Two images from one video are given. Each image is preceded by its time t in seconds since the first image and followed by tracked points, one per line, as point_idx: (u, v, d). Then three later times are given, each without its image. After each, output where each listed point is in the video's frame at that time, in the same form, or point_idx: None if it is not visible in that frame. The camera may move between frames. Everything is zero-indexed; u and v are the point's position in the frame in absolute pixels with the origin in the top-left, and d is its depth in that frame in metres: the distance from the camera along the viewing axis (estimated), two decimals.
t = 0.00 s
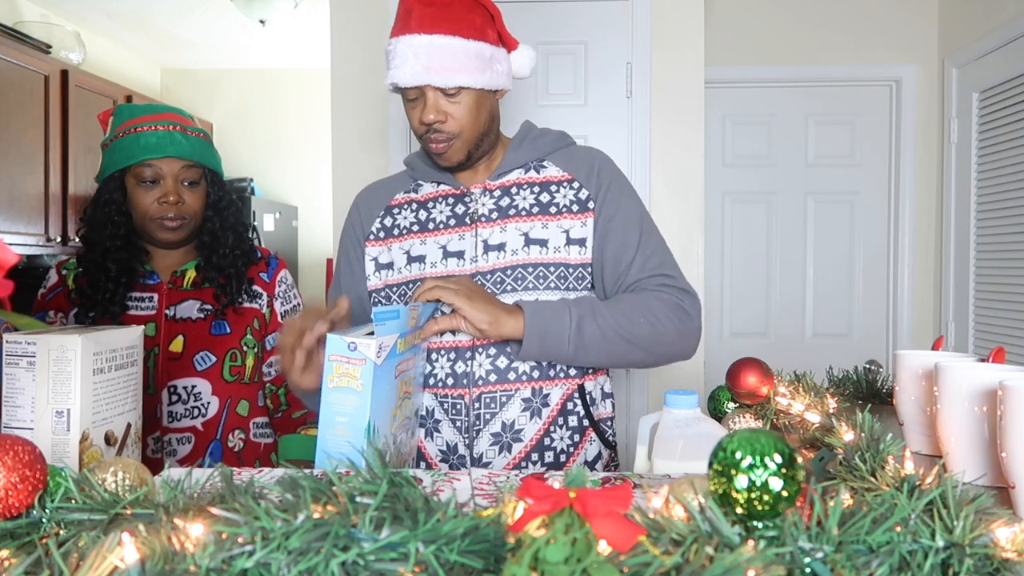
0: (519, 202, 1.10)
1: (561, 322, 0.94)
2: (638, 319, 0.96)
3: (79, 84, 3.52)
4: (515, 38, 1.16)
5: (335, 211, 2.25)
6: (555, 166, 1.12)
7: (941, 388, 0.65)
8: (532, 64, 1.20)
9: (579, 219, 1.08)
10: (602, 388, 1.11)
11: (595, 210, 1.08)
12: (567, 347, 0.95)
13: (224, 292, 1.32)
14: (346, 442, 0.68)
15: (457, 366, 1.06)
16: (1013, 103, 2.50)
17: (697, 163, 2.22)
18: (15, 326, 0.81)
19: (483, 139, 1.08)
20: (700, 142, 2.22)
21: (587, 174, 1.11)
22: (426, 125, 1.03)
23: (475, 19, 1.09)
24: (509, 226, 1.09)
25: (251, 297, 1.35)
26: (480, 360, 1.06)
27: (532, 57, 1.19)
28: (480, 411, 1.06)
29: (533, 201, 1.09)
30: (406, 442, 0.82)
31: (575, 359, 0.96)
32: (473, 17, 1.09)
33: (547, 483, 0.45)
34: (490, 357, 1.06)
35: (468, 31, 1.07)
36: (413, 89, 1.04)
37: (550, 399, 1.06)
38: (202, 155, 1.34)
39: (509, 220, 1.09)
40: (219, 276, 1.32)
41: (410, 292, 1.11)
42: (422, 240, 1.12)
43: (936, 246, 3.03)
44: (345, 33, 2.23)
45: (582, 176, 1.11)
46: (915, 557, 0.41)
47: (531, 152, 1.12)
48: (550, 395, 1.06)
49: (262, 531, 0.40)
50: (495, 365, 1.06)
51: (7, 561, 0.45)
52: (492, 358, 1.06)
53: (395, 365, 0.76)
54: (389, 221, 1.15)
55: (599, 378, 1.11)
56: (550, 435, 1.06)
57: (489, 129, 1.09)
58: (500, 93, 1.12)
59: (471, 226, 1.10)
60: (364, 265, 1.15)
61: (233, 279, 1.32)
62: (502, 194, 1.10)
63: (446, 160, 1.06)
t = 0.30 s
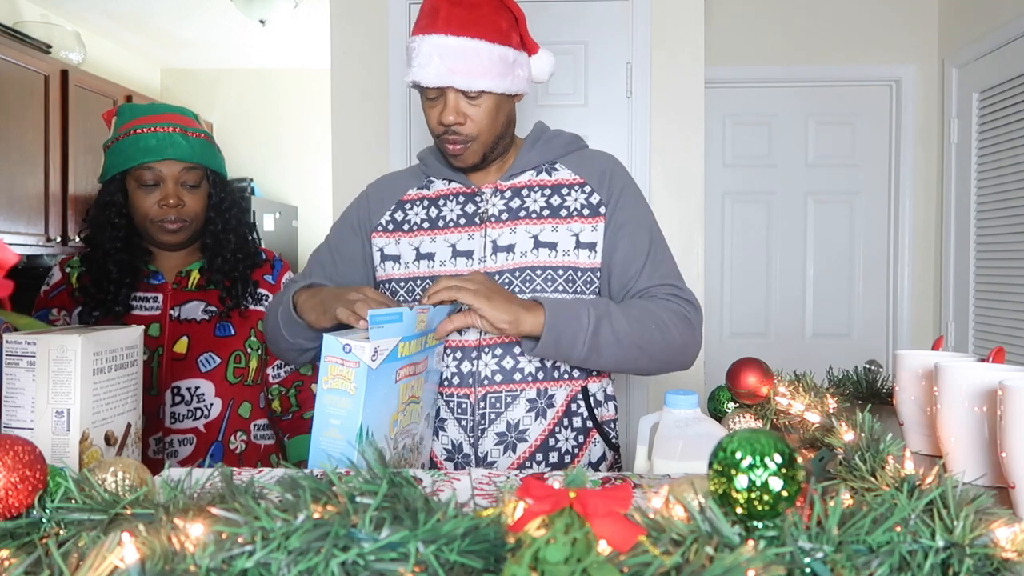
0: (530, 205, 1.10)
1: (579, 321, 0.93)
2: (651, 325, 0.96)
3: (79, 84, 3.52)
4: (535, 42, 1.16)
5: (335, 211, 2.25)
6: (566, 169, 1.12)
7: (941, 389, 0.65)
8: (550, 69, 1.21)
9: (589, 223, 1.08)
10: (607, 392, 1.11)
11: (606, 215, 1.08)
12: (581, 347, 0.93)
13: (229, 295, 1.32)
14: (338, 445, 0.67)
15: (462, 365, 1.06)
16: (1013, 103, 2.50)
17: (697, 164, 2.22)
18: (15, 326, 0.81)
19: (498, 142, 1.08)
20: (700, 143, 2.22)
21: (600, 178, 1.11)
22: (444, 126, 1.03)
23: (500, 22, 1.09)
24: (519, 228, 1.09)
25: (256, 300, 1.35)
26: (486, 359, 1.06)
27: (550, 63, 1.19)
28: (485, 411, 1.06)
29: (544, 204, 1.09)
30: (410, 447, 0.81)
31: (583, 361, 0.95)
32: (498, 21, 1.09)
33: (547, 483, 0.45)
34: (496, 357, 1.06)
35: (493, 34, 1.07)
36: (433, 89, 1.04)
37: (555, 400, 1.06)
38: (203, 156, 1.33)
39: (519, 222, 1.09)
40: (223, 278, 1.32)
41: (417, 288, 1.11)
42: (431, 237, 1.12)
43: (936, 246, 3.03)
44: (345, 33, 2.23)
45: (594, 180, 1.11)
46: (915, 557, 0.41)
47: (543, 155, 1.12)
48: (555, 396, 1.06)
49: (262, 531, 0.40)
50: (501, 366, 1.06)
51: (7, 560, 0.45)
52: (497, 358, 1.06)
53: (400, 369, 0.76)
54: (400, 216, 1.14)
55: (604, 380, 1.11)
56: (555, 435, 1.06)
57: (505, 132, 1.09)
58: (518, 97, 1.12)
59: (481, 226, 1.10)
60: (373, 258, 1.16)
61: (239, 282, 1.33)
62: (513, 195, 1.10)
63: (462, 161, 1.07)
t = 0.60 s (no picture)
0: (536, 205, 1.10)
1: (579, 312, 0.93)
2: (650, 320, 0.96)
3: (79, 84, 3.52)
4: (546, 44, 1.16)
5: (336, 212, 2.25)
6: (573, 171, 1.12)
7: (941, 389, 0.65)
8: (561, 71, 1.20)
9: (594, 224, 1.08)
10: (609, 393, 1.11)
11: (611, 215, 1.08)
12: (579, 339, 0.93)
13: (230, 295, 1.33)
14: (319, 441, 0.69)
15: (466, 364, 1.06)
16: (1012, 103, 2.50)
17: (697, 164, 2.23)
18: (15, 326, 0.81)
19: (507, 144, 1.08)
20: (700, 143, 2.22)
21: (605, 180, 1.11)
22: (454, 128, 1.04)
23: (512, 25, 1.09)
24: (524, 228, 1.09)
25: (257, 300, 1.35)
26: (489, 358, 1.06)
27: (562, 65, 1.19)
28: (487, 410, 1.05)
29: (549, 205, 1.09)
30: (410, 445, 0.79)
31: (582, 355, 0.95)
32: (511, 24, 1.09)
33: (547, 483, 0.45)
34: (499, 356, 1.06)
35: (506, 37, 1.07)
36: (445, 91, 1.04)
37: (557, 400, 1.06)
38: (209, 158, 1.33)
39: (525, 223, 1.09)
40: (226, 278, 1.33)
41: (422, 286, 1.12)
42: (437, 236, 1.12)
43: (936, 246, 3.03)
44: (346, 33, 2.23)
45: (599, 181, 1.11)
46: (915, 557, 0.41)
47: (550, 156, 1.12)
48: (558, 396, 1.06)
49: (262, 531, 0.40)
50: (504, 365, 1.06)
51: (7, 561, 0.45)
52: (500, 357, 1.06)
53: (385, 367, 0.74)
54: (408, 213, 1.14)
55: (607, 381, 1.11)
56: (557, 435, 1.06)
57: (513, 134, 1.09)
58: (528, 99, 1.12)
59: (486, 227, 1.10)
60: (380, 251, 1.15)
61: (241, 283, 1.34)
62: (519, 196, 1.10)
63: (470, 163, 1.07)
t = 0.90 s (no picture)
0: (543, 206, 1.10)
1: (595, 305, 0.93)
2: (661, 321, 0.96)
3: (79, 84, 3.52)
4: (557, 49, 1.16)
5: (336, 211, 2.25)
6: (579, 173, 1.12)
7: (941, 388, 0.65)
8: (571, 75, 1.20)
9: (601, 226, 1.08)
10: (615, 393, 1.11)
11: (618, 218, 1.08)
12: (592, 332, 0.93)
13: (230, 294, 1.32)
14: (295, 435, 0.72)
15: (472, 363, 1.06)
16: (1012, 104, 2.50)
17: (697, 164, 2.23)
18: (15, 326, 0.81)
19: (516, 148, 1.09)
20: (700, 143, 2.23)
21: (611, 183, 1.11)
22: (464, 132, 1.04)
23: (525, 30, 1.09)
24: (531, 229, 1.09)
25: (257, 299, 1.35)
26: (495, 357, 1.06)
27: (572, 70, 1.19)
28: (494, 408, 1.05)
29: (557, 206, 1.10)
30: (403, 446, 0.78)
31: (592, 348, 0.95)
32: (524, 29, 1.09)
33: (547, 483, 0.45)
34: (506, 354, 1.06)
35: (518, 43, 1.07)
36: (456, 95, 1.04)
37: (563, 399, 1.06)
38: (209, 158, 1.33)
39: (532, 223, 1.09)
40: (225, 277, 1.33)
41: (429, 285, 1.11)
42: (444, 235, 1.11)
43: (936, 247, 3.04)
44: (346, 33, 2.23)
45: (606, 185, 1.11)
46: (915, 557, 0.41)
47: (556, 158, 1.12)
48: (564, 395, 1.06)
49: (262, 531, 0.40)
50: (511, 363, 1.06)
51: (7, 561, 0.45)
52: (508, 356, 1.06)
53: (363, 366, 0.73)
54: (416, 212, 1.14)
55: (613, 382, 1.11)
56: (563, 434, 1.06)
57: (523, 137, 1.10)
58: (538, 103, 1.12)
59: (493, 226, 1.10)
60: (384, 250, 1.15)
61: (241, 281, 1.34)
62: (527, 196, 1.10)
63: (480, 167, 1.08)
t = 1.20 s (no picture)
0: (549, 209, 1.09)
1: (604, 338, 0.95)
2: (669, 341, 0.97)
3: (79, 84, 3.52)
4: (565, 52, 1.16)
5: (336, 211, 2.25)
6: (585, 178, 1.12)
7: (941, 389, 0.65)
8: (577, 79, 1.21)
9: (606, 232, 1.09)
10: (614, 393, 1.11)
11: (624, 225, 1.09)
12: (605, 363, 0.95)
13: (230, 293, 1.32)
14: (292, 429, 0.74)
15: (475, 361, 1.05)
16: (1012, 104, 2.50)
17: (697, 164, 2.23)
18: (15, 326, 0.81)
19: (525, 151, 1.09)
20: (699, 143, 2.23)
21: (618, 191, 1.11)
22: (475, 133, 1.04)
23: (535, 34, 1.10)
24: (537, 231, 1.08)
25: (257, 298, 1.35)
26: (498, 356, 1.05)
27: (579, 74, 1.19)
28: (496, 407, 1.05)
29: (562, 209, 1.09)
30: (406, 447, 0.77)
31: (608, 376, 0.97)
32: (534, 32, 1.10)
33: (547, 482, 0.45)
34: (508, 353, 1.05)
35: (529, 46, 1.07)
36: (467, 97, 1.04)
37: (565, 398, 1.06)
38: (208, 158, 1.33)
39: (538, 225, 1.09)
40: (225, 277, 1.33)
41: (434, 284, 1.11)
42: (449, 235, 1.11)
43: (936, 248, 3.04)
44: (345, 33, 2.23)
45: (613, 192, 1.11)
46: (915, 557, 0.41)
47: (562, 162, 1.12)
48: (565, 394, 1.06)
49: (262, 531, 0.40)
50: (513, 362, 1.05)
51: (6, 561, 0.45)
52: (510, 355, 1.05)
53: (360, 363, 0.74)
54: (421, 212, 1.13)
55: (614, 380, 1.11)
56: (565, 432, 1.06)
57: (532, 140, 1.10)
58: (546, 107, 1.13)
59: (499, 227, 1.10)
60: (390, 249, 1.14)
61: (241, 281, 1.33)
62: (533, 199, 1.10)
63: (489, 169, 1.08)
